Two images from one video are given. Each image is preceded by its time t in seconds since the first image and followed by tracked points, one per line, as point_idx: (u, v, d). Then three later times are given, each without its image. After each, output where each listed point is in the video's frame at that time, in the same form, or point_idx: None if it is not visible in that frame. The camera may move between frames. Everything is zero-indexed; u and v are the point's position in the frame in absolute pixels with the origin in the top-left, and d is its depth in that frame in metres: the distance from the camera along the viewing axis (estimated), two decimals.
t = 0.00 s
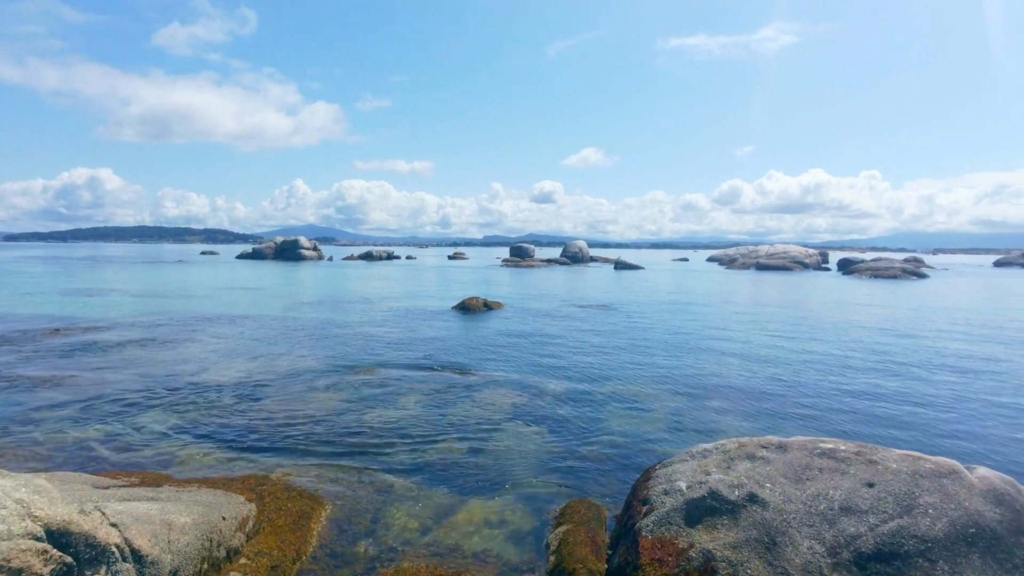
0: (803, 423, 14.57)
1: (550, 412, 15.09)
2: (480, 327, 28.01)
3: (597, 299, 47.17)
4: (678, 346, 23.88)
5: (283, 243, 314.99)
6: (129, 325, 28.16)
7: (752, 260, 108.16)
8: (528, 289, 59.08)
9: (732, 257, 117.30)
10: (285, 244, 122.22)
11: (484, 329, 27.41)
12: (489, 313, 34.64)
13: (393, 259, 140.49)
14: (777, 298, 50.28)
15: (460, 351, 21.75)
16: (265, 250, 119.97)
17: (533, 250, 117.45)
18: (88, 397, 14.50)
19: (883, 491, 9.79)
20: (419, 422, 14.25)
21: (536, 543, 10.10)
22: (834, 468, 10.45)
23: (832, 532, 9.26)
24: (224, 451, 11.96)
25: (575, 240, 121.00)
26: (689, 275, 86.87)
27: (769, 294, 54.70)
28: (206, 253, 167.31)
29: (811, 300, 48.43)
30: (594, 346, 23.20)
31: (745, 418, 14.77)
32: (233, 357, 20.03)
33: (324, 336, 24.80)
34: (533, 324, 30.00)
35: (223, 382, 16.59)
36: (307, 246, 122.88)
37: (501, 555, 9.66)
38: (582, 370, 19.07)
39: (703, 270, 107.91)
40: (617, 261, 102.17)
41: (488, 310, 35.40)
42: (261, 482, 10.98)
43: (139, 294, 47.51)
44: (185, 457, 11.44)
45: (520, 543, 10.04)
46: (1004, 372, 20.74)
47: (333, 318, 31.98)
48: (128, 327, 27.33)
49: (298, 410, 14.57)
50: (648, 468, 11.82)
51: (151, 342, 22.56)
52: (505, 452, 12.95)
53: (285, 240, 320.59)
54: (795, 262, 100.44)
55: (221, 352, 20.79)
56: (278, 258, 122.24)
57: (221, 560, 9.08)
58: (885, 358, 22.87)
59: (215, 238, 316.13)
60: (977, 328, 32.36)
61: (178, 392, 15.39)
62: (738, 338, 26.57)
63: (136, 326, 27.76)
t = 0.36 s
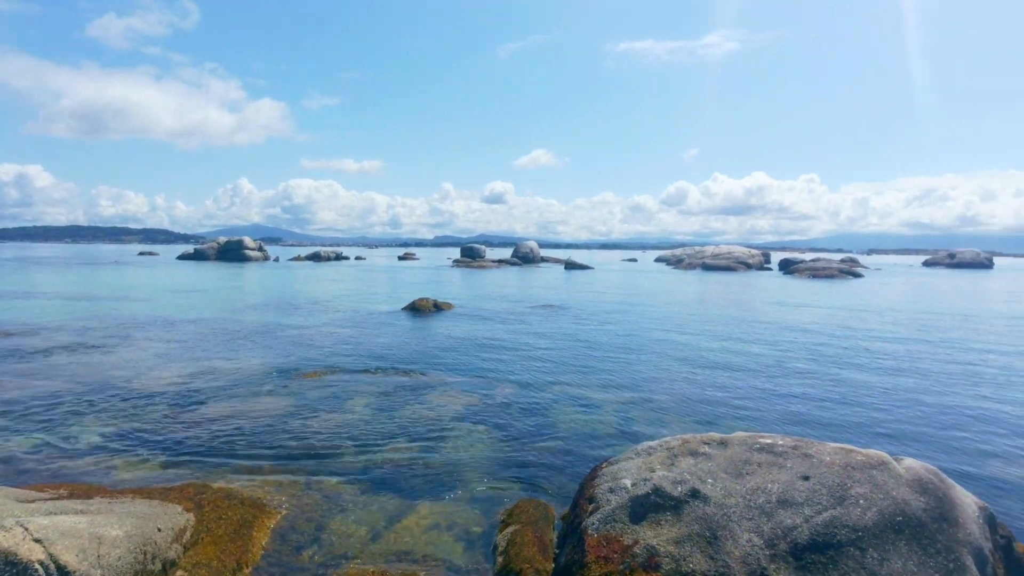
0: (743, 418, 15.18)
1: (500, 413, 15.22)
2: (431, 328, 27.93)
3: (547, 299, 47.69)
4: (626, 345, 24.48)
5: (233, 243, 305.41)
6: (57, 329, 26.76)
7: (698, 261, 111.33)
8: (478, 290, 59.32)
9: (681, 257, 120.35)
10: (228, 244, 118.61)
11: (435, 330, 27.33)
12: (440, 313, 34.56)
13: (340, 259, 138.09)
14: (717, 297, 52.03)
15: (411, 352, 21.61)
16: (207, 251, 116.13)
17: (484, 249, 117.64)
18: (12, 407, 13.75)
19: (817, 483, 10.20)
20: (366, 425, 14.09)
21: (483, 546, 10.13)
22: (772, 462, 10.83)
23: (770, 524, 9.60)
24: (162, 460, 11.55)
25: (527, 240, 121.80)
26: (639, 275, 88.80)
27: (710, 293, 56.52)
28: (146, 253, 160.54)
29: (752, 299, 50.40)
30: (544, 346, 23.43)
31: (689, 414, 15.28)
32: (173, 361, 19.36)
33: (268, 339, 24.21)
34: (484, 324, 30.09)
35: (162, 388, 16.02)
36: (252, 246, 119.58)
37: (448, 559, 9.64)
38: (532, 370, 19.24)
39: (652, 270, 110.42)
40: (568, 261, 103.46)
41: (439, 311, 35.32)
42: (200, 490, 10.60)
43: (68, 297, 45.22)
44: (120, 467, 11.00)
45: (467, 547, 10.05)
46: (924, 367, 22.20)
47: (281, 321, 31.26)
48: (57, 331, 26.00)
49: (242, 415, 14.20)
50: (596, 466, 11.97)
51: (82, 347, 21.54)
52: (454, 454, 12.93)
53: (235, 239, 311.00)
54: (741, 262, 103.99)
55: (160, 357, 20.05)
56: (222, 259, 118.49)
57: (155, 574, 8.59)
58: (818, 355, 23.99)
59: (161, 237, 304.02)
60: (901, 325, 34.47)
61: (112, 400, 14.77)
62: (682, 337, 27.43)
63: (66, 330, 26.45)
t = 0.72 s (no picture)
0: (677, 411, 15.70)
1: (442, 412, 15.23)
2: (373, 327, 27.68)
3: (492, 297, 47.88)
4: (568, 342, 24.91)
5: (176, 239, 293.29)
6: None
7: (640, 258, 113.98)
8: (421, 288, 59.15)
9: (627, 254, 122.47)
10: (161, 243, 113.83)
11: (377, 329, 27.11)
12: (382, 312, 34.26)
13: (281, 258, 134.38)
14: (653, 294, 53.67)
15: (352, 352, 21.36)
16: (137, 249, 111.22)
17: (428, 248, 117.06)
18: None
19: (747, 475, 10.57)
20: (304, 428, 13.86)
21: (423, 548, 10.12)
22: (705, 456, 11.16)
23: (702, 517, 9.89)
24: (84, 471, 11.04)
25: (471, 238, 121.59)
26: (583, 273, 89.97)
27: (645, 291, 58.21)
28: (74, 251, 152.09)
29: (690, 296, 51.99)
30: (486, 344, 23.58)
31: (626, 409, 15.70)
32: (96, 366, 18.47)
33: (202, 341, 23.42)
34: (428, 322, 30.04)
35: (83, 395, 15.24)
36: (186, 245, 115.08)
37: (386, 562, 9.58)
38: (474, 368, 19.36)
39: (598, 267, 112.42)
40: (513, 259, 104.21)
41: (381, 309, 35.05)
42: (124, 501, 10.12)
43: None
44: (36, 480, 10.45)
45: (407, 549, 10.01)
46: (843, 360, 23.57)
47: (217, 322, 30.25)
48: None
49: (172, 421, 13.71)
50: (535, 464, 12.09)
51: None
52: (394, 454, 12.88)
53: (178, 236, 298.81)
54: (681, 259, 107.11)
55: (81, 362, 19.10)
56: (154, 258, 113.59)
57: None
58: (746, 350, 25.06)
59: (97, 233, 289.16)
60: (824, 320, 36.47)
61: (28, 409, 13.95)
62: (622, 334, 28.11)
63: None
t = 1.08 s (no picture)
0: (608, 403, 16.21)
1: (379, 408, 15.26)
2: (310, 323, 27.30)
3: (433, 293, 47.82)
4: (508, 337, 25.28)
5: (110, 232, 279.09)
6: None
7: (581, 252, 116.10)
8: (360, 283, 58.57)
9: (565, 250, 124.54)
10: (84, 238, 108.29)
11: (313, 325, 26.73)
12: (320, 308, 33.77)
13: (214, 253, 129.83)
14: (589, 288, 54.90)
15: (287, 349, 21.03)
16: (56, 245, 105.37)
17: (369, 243, 115.75)
18: None
19: (675, 464, 10.94)
20: (235, 428, 13.58)
21: (356, 548, 10.10)
22: (635, 446, 11.48)
23: (632, 506, 10.18)
24: None
25: (412, 233, 120.70)
26: (529, 269, 90.69)
27: (581, 285, 59.52)
28: None
29: (628, 291, 53.38)
30: (424, 340, 23.67)
31: (560, 402, 16.12)
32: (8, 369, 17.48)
33: (125, 341, 22.49)
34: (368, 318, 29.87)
35: None
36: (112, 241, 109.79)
37: (319, 564, 9.50)
38: (411, 365, 19.43)
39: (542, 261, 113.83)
40: (455, 254, 104.30)
41: (318, 305, 34.56)
42: (37, 510, 9.64)
43: None
44: None
45: (340, 550, 9.96)
46: (765, 351, 24.86)
47: (143, 320, 29.09)
48: None
49: (93, 425, 13.18)
50: (471, 458, 12.19)
51: None
52: (329, 453, 12.80)
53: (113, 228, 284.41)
54: (620, 254, 109.73)
55: None
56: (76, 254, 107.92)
57: None
58: (675, 342, 26.04)
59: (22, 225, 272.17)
60: (749, 312, 38.35)
61: None
62: (557, 328, 28.72)
63: None
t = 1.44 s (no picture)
0: (543, 396, 16.64)
1: (315, 405, 15.17)
2: (245, 319, 26.69)
3: (373, 287, 47.21)
4: (447, 331, 25.46)
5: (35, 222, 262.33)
6: None
7: (522, 245, 116.89)
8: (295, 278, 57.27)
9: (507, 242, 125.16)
10: None
11: (248, 321, 26.15)
12: (255, 303, 32.98)
13: (142, 247, 123.95)
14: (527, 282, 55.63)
15: (219, 346, 20.54)
16: None
17: (308, 236, 113.11)
18: None
19: (608, 451, 11.25)
20: (164, 428, 13.23)
21: (290, 546, 10.02)
22: (569, 435, 11.75)
23: (566, 493, 10.43)
24: None
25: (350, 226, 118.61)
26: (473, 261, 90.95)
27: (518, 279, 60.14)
28: None
29: (569, 283, 54.32)
30: (361, 334, 23.58)
31: (496, 395, 16.45)
32: None
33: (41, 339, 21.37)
34: (305, 313, 29.43)
35: None
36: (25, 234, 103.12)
37: (250, 563, 9.39)
38: (348, 360, 19.36)
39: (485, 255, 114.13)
40: (395, 248, 103.22)
41: (253, 300, 33.74)
42: None
43: None
44: None
45: (273, 548, 9.85)
46: (693, 343, 25.94)
47: (61, 317, 27.62)
48: None
49: (8, 429, 12.57)
50: (408, 451, 12.22)
51: None
52: (263, 451, 12.66)
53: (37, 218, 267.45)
54: (562, 248, 111.25)
55: None
56: None
57: None
58: (608, 335, 26.80)
59: None
60: (679, 304, 39.82)
61: None
62: (495, 321, 29.11)
63: None
